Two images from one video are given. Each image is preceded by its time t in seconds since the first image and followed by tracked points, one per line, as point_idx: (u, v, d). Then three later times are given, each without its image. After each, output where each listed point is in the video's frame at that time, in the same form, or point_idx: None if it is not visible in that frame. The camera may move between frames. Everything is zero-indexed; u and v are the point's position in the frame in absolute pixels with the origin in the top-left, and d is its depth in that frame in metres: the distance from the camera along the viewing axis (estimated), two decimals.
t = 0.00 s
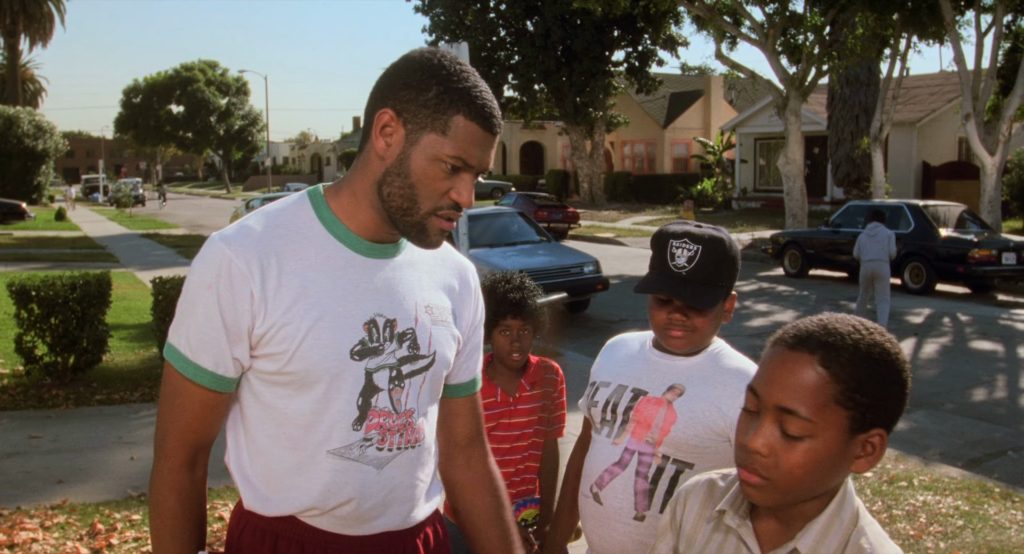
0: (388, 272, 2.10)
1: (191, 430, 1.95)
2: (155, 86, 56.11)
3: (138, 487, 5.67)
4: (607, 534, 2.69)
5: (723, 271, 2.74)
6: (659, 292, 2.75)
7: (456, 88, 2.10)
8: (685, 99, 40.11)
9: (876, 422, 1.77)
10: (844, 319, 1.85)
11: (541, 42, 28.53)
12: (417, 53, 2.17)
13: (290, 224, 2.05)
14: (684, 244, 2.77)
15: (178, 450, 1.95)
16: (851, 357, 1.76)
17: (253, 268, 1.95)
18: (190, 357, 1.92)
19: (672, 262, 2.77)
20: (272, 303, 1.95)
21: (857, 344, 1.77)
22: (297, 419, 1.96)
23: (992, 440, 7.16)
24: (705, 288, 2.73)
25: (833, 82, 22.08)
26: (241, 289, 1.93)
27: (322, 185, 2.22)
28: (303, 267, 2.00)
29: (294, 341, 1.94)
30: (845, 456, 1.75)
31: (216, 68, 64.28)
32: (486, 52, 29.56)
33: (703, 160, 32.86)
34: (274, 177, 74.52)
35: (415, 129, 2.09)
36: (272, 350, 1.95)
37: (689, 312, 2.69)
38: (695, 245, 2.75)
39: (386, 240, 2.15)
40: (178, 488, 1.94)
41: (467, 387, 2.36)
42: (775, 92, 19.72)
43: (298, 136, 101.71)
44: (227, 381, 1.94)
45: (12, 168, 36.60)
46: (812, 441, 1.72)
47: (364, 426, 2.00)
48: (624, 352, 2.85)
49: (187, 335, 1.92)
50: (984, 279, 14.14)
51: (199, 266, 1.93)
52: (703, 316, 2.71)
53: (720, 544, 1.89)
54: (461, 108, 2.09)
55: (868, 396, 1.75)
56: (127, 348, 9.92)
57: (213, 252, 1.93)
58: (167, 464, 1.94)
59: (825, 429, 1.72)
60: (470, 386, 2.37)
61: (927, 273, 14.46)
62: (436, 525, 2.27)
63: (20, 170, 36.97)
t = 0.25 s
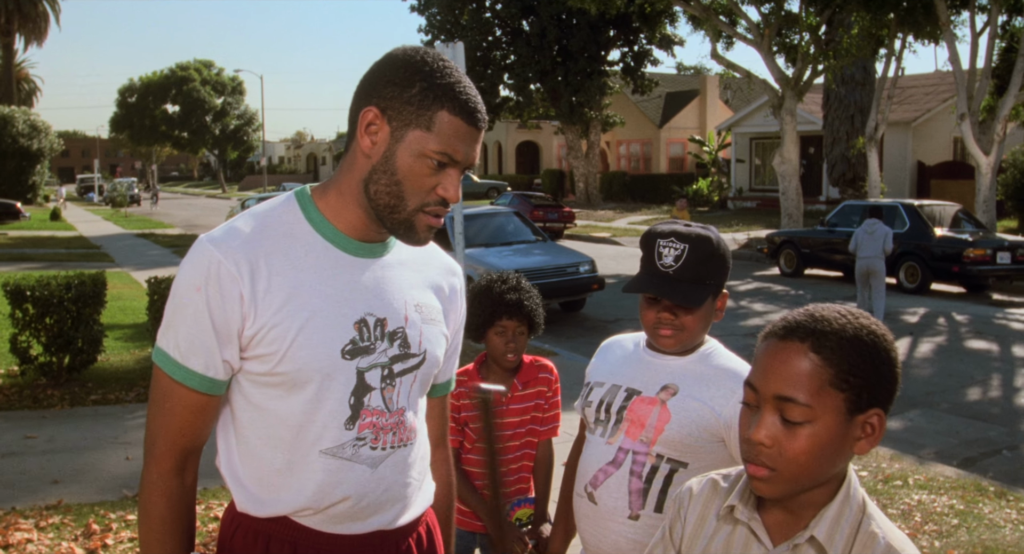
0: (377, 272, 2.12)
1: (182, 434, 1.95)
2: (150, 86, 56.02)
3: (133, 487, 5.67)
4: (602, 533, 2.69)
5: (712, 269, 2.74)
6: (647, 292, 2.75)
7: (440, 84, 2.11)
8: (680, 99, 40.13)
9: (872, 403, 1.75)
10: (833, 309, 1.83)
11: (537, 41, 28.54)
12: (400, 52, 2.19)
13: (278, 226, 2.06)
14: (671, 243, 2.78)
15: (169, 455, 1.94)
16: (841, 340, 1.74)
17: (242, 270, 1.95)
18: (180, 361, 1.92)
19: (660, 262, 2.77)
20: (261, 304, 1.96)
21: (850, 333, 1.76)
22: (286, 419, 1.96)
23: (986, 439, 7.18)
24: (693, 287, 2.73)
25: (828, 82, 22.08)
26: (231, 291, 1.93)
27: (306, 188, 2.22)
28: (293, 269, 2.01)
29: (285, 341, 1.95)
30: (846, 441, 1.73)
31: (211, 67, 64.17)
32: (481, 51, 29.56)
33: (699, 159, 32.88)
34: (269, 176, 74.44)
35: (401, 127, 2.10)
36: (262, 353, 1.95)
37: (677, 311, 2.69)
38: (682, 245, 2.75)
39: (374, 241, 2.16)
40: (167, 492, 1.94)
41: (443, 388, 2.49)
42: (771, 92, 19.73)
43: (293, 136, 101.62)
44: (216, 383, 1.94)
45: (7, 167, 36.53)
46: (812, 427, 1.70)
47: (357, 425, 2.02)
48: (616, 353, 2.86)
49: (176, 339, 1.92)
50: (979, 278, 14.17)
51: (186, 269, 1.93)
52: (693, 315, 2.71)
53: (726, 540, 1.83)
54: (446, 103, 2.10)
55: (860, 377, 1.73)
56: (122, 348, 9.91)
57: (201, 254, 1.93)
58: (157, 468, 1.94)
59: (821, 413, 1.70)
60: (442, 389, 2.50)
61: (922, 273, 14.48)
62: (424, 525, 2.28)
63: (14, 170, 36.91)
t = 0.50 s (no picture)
0: (367, 274, 2.14)
1: (174, 441, 1.94)
2: (145, 86, 55.97)
3: (128, 488, 5.66)
4: (599, 531, 2.69)
5: (702, 268, 2.76)
6: (637, 294, 2.76)
7: (428, 85, 2.13)
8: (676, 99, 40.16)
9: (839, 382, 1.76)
10: (811, 300, 1.87)
11: (532, 42, 28.56)
12: (384, 53, 2.20)
13: (268, 230, 2.05)
14: (660, 245, 2.79)
15: (163, 462, 1.93)
16: (798, 324, 1.79)
17: (235, 274, 1.94)
18: (174, 369, 1.90)
19: (649, 264, 2.79)
20: (255, 308, 1.95)
21: (822, 319, 1.80)
22: (282, 421, 1.96)
23: (981, 438, 7.19)
24: (682, 288, 2.74)
25: (823, 82, 22.12)
26: (223, 294, 1.92)
27: (289, 189, 2.22)
28: (286, 273, 2.01)
29: (281, 344, 1.95)
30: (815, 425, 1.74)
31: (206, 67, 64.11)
32: (477, 52, 29.57)
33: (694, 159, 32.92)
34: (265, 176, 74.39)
35: (391, 128, 2.11)
36: (257, 356, 1.95)
37: (666, 311, 2.70)
38: (670, 246, 2.77)
39: (362, 241, 2.17)
40: (159, 501, 1.93)
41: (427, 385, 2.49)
42: (766, 92, 19.76)
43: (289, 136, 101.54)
44: (209, 388, 1.93)
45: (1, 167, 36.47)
46: (777, 405, 1.74)
47: (354, 426, 2.04)
48: (609, 353, 2.86)
49: (167, 345, 1.91)
50: (974, 278, 14.19)
51: (177, 275, 1.91)
52: (684, 314, 2.72)
53: (719, 530, 1.90)
54: (435, 103, 2.12)
55: (827, 357, 1.76)
56: (116, 349, 9.90)
57: (191, 258, 1.92)
58: (151, 476, 1.92)
59: (785, 393, 1.74)
60: (429, 386, 2.49)
61: (917, 273, 14.51)
62: (418, 522, 2.31)
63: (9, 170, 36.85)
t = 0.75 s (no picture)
0: (360, 274, 2.14)
1: (172, 449, 1.92)
2: (142, 87, 55.93)
3: (125, 489, 5.66)
4: (595, 533, 2.68)
5: (693, 267, 2.73)
6: (627, 293, 2.75)
7: (419, 86, 2.14)
8: (673, 100, 40.17)
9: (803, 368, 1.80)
10: (795, 296, 1.91)
11: (530, 42, 28.57)
12: (371, 54, 2.20)
13: (262, 233, 2.04)
14: (651, 242, 2.78)
15: (160, 470, 1.91)
16: (761, 314, 1.86)
17: (231, 277, 1.93)
18: (171, 376, 1.89)
19: (640, 262, 2.77)
20: (252, 312, 1.95)
21: (792, 310, 1.85)
22: (281, 425, 1.96)
23: (978, 439, 7.20)
24: (670, 286, 2.72)
25: (821, 83, 22.13)
26: (220, 298, 1.91)
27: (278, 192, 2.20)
28: (281, 275, 2.00)
29: (278, 347, 1.94)
30: (777, 408, 1.80)
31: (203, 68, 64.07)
32: (474, 53, 29.57)
33: (692, 160, 32.93)
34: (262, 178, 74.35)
35: (384, 128, 2.11)
36: (254, 360, 1.94)
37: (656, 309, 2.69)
38: (661, 244, 2.75)
39: (352, 241, 2.17)
40: (158, 509, 1.91)
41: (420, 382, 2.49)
42: (763, 93, 19.77)
43: (286, 137, 101.51)
44: (207, 393, 1.92)
45: None
46: (736, 393, 1.83)
47: (351, 426, 2.05)
48: (603, 355, 2.86)
49: (163, 352, 1.88)
50: (971, 279, 14.20)
51: (170, 280, 1.89)
52: (672, 312, 2.71)
53: (723, 526, 1.97)
54: (425, 104, 2.14)
55: (792, 343, 1.81)
56: (113, 350, 9.89)
57: (184, 262, 1.90)
58: (148, 485, 1.90)
59: (748, 380, 1.82)
60: (422, 383, 2.49)
61: (914, 273, 14.52)
62: (412, 518, 2.32)
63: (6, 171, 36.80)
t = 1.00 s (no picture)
0: (354, 274, 2.15)
1: (167, 451, 1.91)
2: (140, 87, 55.97)
3: (123, 489, 5.65)
4: (598, 537, 2.68)
5: (689, 263, 2.71)
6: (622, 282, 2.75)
7: (411, 85, 2.15)
8: (671, 100, 40.17)
9: (779, 352, 1.94)
10: (776, 288, 2.07)
11: (528, 43, 28.57)
12: (365, 54, 2.20)
13: (259, 234, 2.04)
14: (649, 235, 2.77)
15: (155, 472, 1.91)
16: (745, 307, 2.00)
17: (226, 280, 1.93)
18: (166, 377, 1.88)
19: (635, 252, 2.76)
20: (247, 312, 1.95)
21: (770, 300, 2.00)
22: (276, 425, 1.96)
23: (976, 439, 7.20)
24: (663, 279, 2.70)
25: (819, 83, 22.13)
26: (214, 300, 1.91)
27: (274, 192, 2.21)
28: (274, 276, 2.00)
29: (273, 348, 1.94)
30: (754, 389, 1.95)
31: (200, 68, 63.99)
32: (472, 53, 29.55)
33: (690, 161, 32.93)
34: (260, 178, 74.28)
35: (377, 128, 2.12)
36: (249, 360, 1.94)
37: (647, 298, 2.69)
38: (658, 237, 2.75)
39: (348, 240, 2.17)
40: (154, 511, 1.91)
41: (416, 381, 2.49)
42: (761, 93, 19.76)
43: (284, 137, 101.43)
44: (203, 394, 1.92)
45: None
46: (718, 378, 1.98)
47: (348, 425, 2.05)
48: (599, 356, 2.86)
49: (160, 355, 1.88)
50: (969, 279, 14.20)
51: (165, 282, 1.89)
52: (662, 306, 2.70)
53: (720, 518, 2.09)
54: (417, 103, 2.14)
55: (766, 330, 1.95)
56: (111, 350, 9.88)
57: (179, 265, 1.90)
58: (144, 485, 1.91)
59: (728, 365, 1.97)
60: (417, 383, 2.50)
61: (912, 274, 14.54)
62: (410, 518, 2.31)
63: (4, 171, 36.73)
